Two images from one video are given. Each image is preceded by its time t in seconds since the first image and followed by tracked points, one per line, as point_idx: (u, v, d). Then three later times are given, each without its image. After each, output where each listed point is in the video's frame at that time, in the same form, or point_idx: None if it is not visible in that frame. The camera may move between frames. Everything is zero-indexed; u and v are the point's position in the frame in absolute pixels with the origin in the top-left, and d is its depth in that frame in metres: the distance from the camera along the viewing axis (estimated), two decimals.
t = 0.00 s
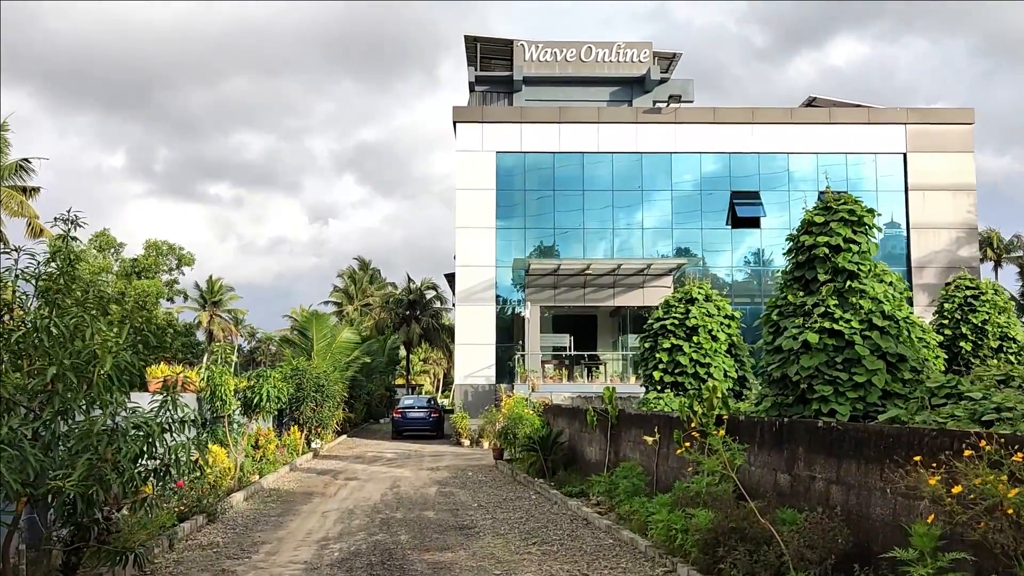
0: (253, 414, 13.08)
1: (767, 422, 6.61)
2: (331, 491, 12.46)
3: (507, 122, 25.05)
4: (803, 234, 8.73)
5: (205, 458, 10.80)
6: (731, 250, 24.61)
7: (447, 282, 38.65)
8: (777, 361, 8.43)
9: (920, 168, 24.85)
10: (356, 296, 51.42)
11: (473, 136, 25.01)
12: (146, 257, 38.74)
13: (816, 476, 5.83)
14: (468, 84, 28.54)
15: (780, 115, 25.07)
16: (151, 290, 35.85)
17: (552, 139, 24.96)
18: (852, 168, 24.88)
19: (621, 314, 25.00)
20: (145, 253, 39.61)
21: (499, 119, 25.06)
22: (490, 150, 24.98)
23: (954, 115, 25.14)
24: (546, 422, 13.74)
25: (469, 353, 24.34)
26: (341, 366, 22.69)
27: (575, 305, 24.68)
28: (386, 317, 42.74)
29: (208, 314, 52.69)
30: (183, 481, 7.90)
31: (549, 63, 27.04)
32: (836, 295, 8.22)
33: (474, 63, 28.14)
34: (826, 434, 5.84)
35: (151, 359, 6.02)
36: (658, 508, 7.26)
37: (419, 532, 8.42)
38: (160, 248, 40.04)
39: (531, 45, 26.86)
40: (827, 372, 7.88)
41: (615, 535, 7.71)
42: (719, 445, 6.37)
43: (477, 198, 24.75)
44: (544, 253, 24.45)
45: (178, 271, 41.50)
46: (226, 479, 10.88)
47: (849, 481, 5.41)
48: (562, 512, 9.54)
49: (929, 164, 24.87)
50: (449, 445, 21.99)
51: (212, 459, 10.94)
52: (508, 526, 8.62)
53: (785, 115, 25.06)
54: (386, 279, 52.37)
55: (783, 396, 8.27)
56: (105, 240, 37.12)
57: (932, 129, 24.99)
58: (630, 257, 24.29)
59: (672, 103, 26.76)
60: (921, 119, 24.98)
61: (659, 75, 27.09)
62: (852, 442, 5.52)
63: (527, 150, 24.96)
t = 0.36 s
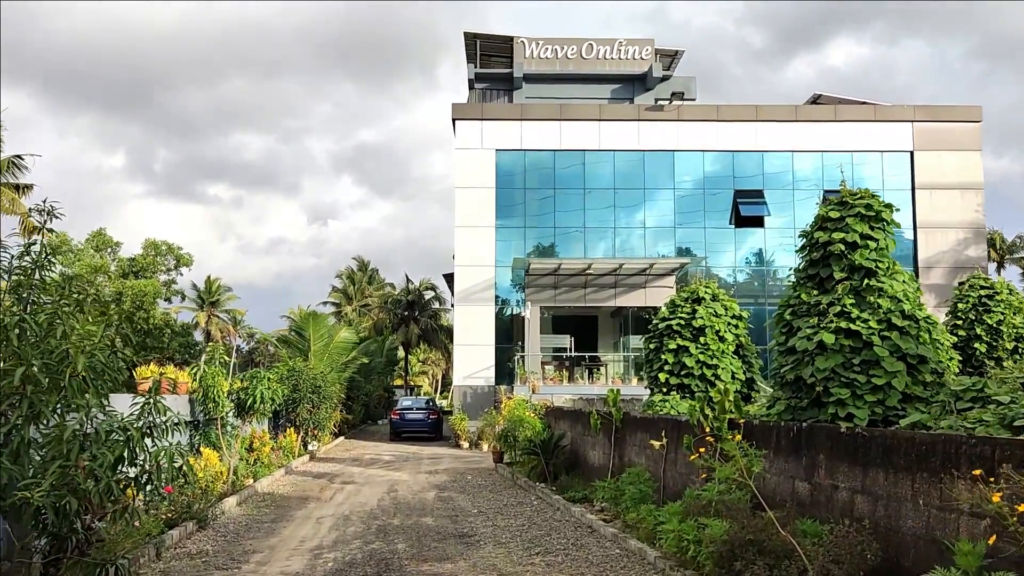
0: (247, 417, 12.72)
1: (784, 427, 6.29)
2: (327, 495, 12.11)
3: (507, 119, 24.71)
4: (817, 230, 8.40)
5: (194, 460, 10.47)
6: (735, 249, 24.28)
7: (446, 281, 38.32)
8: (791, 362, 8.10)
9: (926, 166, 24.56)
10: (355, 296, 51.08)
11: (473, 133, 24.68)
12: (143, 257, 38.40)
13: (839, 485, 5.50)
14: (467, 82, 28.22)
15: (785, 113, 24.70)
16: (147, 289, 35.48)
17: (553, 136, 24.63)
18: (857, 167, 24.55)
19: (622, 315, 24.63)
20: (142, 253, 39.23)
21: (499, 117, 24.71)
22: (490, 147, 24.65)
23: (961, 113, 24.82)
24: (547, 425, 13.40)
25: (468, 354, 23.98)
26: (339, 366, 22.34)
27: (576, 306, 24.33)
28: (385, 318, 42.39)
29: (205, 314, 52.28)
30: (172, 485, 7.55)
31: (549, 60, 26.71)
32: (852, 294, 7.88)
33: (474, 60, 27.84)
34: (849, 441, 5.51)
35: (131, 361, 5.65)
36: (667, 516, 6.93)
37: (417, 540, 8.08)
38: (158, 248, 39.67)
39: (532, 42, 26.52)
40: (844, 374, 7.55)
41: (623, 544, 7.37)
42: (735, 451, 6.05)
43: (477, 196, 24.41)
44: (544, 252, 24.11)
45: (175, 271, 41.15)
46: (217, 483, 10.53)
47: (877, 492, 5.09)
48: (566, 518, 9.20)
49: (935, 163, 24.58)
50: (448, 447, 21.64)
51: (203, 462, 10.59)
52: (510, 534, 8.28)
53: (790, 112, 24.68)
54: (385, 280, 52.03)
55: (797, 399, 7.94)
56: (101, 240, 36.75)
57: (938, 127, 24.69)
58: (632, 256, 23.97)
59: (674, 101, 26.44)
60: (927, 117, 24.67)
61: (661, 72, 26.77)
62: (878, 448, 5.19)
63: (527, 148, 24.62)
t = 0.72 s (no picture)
0: (241, 417, 12.40)
1: (801, 425, 5.99)
2: (322, 496, 11.81)
3: (505, 114, 24.39)
4: (829, 221, 8.08)
5: (185, 461, 10.18)
6: (736, 246, 23.99)
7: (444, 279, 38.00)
8: (803, 358, 7.80)
9: (929, 160, 24.30)
10: (352, 296, 50.74)
11: (470, 128, 24.36)
12: (138, 256, 38.04)
13: (862, 486, 5.21)
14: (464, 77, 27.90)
15: (786, 107, 24.40)
16: (142, 289, 35.11)
17: (551, 131, 24.33)
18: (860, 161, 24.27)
19: (622, 312, 24.40)
20: (137, 252, 38.86)
21: (497, 112, 24.38)
22: (487, 142, 24.33)
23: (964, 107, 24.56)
24: (548, 424, 13.12)
25: (467, 353, 23.68)
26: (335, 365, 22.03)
27: (575, 303, 24.05)
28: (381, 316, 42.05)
29: (201, 314, 51.86)
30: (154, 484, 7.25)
31: (547, 55, 26.39)
32: (866, 287, 7.58)
33: (471, 56, 27.54)
34: (871, 439, 5.20)
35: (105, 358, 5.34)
36: (678, 519, 6.65)
37: (415, 545, 7.79)
38: (153, 247, 39.30)
39: (530, 36, 26.18)
40: (859, 371, 7.26)
41: (631, 547, 7.08)
42: (752, 451, 5.75)
43: (475, 193, 24.10)
44: (543, 249, 23.79)
45: (170, 270, 40.78)
46: (209, 486, 10.20)
47: (904, 494, 4.80)
48: (570, 520, 8.91)
49: (938, 157, 24.32)
50: (446, 447, 21.34)
51: (194, 464, 10.28)
52: (512, 538, 7.99)
53: (791, 107, 24.39)
54: (381, 279, 51.69)
55: (810, 396, 7.64)
56: (95, 238, 36.39)
57: (941, 121, 24.44)
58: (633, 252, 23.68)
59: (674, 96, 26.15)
60: (930, 111, 24.40)
61: (661, 67, 26.48)
62: (903, 447, 4.89)
63: (526, 143, 24.31)
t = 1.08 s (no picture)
0: (235, 418, 11.98)
1: (824, 425, 5.65)
2: (320, 500, 11.47)
3: (506, 109, 24.06)
4: (847, 211, 7.75)
5: (177, 465, 9.87)
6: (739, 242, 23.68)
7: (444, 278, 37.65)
8: (820, 354, 7.46)
9: (936, 154, 24.00)
10: (351, 295, 50.40)
11: (470, 124, 24.02)
12: (135, 256, 37.67)
13: (894, 490, 4.87)
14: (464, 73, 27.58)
15: (790, 101, 24.10)
16: (139, 288, 34.77)
17: (552, 127, 24.00)
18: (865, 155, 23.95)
19: (625, 310, 23.86)
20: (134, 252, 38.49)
21: (497, 107, 24.08)
22: (488, 138, 23.99)
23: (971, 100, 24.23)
24: (552, 424, 12.79)
25: (467, 352, 23.34)
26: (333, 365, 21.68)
27: (577, 301, 23.72)
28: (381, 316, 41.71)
29: (199, 314, 51.49)
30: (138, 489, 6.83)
31: (548, 50, 26.03)
32: (886, 280, 7.25)
33: (470, 51, 27.23)
34: (904, 440, 4.87)
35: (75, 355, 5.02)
36: (693, 524, 6.31)
37: (414, 554, 7.46)
38: (150, 246, 38.95)
39: (530, 31, 25.86)
40: (880, 367, 6.93)
41: (642, 554, 6.75)
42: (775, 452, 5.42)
43: (476, 189, 23.77)
44: (545, 246, 23.45)
45: (168, 270, 40.43)
46: (201, 491, 9.86)
47: (941, 498, 4.47)
48: (577, 524, 8.58)
49: (945, 151, 24.02)
50: (447, 447, 21.00)
51: (185, 468, 9.95)
52: (517, 543, 7.66)
53: (795, 101, 24.10)
54: (381, 278, 51.35)
55: (828, 394, 7.31)
56: (92, 238, 36.05)
57: (948, 115, 24.13)
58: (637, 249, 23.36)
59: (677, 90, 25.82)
60: (937, 104, 24.09)
61: (663, 61, 26.14)
62: (940, 448, 4.55)
63: (527, 138, 23.97)
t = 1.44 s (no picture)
0: (234, 420, 11.54)
1: (855, 429, 5.30)
2: (321, 504, 11.13)
3: (511, 105, 23.73)
4: (870, 205, 7.41)
5: (173, 467, 9.53)
6: (746, 241, 23.33)
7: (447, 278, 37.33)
8: (843, 354, 7.10)
9: (947, 152, 23.65)
10: (354, 295, 50.13)
11: (474, 121, 23.68)
12: (137, 256, 37.39)
13: (935, 498, 4.53)
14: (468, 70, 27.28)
15: (799, 98, 23.72)
16: (141, 288, 34.46)
17: (558, 124, 23.67)
18: (875, 153, 23.60)
19: (630, 310, 23.52)
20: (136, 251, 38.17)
21: (501, 103, 23.73)
22: (492, 135, 23.66)
23: (983, 97, 23.88)
24: (558, 427, 12.43)
25: (470, 352, 22.99)
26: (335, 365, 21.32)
27: (582, 301, 23.36)
28: (383, 317, 41.39)
29: (201, 314, 51.18)
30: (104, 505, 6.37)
31: (553, 46, 25.68)
32: (913, 276, 6.91)
33: (475, 48, 26.95)
34: (946, 445, 4.51)
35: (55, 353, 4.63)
36: (711, 533, 5.96)
37: (419, 564, 7.13)
38: (152, 246, 38.63)
39: (535, 27, 25.53)
40: (908, 368, 6.59)
41: (659, 564, 6.40)
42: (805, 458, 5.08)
43: (480, 187, 23.43)
44: (550, 245, 23.11)
45: (170, 270, 40.11)
46: (198, 495, 9.51)
47: (990, 509, 4.13)
48: (587, 531, 8.23)
49: (956, 148, 23.67)
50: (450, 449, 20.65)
51: (182, 471, 9.59)
52: (525, 552, 7.30)
53: (804, 97, 23.71)
54: (383, 279, 51.06)
55: (851, 396, 6.97)
56: (95, 238, 35.73)
57: (959, 112, 23.79)
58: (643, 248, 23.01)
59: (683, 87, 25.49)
60: (948, 101, 23.75)
61: (670, 58, 25.80)
62: (988, 455, 4.20)
63: (532, 135, 23.64)
